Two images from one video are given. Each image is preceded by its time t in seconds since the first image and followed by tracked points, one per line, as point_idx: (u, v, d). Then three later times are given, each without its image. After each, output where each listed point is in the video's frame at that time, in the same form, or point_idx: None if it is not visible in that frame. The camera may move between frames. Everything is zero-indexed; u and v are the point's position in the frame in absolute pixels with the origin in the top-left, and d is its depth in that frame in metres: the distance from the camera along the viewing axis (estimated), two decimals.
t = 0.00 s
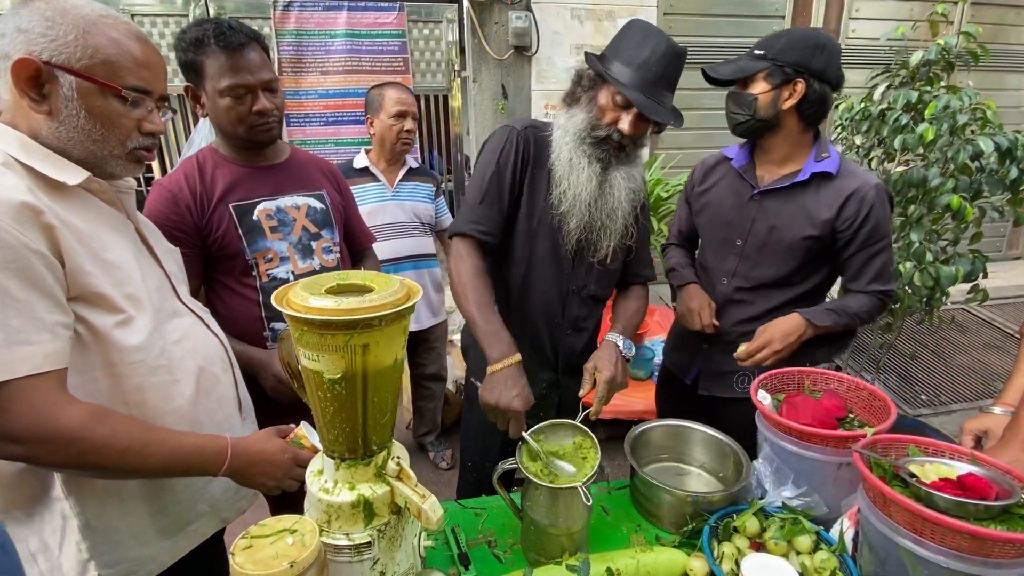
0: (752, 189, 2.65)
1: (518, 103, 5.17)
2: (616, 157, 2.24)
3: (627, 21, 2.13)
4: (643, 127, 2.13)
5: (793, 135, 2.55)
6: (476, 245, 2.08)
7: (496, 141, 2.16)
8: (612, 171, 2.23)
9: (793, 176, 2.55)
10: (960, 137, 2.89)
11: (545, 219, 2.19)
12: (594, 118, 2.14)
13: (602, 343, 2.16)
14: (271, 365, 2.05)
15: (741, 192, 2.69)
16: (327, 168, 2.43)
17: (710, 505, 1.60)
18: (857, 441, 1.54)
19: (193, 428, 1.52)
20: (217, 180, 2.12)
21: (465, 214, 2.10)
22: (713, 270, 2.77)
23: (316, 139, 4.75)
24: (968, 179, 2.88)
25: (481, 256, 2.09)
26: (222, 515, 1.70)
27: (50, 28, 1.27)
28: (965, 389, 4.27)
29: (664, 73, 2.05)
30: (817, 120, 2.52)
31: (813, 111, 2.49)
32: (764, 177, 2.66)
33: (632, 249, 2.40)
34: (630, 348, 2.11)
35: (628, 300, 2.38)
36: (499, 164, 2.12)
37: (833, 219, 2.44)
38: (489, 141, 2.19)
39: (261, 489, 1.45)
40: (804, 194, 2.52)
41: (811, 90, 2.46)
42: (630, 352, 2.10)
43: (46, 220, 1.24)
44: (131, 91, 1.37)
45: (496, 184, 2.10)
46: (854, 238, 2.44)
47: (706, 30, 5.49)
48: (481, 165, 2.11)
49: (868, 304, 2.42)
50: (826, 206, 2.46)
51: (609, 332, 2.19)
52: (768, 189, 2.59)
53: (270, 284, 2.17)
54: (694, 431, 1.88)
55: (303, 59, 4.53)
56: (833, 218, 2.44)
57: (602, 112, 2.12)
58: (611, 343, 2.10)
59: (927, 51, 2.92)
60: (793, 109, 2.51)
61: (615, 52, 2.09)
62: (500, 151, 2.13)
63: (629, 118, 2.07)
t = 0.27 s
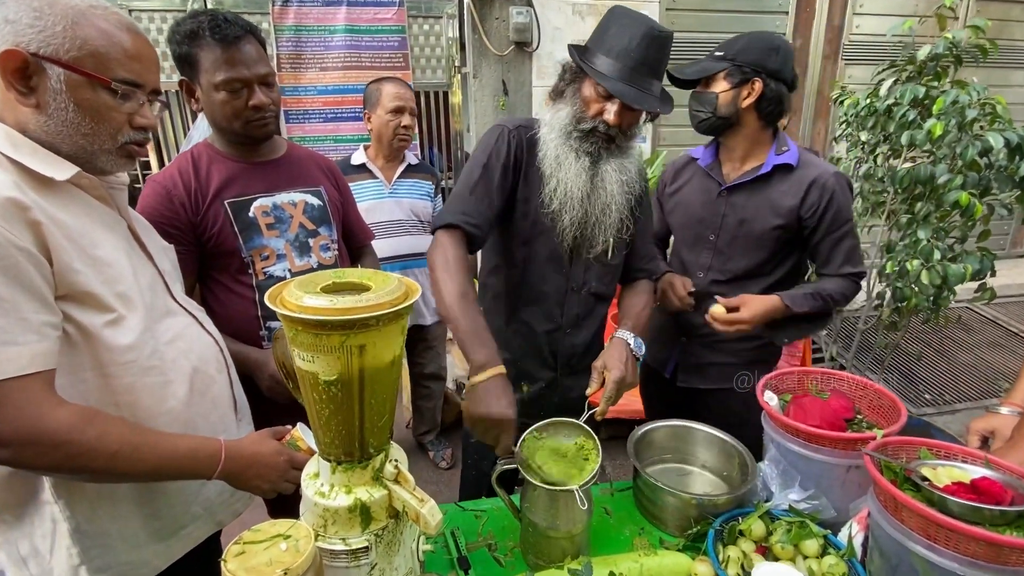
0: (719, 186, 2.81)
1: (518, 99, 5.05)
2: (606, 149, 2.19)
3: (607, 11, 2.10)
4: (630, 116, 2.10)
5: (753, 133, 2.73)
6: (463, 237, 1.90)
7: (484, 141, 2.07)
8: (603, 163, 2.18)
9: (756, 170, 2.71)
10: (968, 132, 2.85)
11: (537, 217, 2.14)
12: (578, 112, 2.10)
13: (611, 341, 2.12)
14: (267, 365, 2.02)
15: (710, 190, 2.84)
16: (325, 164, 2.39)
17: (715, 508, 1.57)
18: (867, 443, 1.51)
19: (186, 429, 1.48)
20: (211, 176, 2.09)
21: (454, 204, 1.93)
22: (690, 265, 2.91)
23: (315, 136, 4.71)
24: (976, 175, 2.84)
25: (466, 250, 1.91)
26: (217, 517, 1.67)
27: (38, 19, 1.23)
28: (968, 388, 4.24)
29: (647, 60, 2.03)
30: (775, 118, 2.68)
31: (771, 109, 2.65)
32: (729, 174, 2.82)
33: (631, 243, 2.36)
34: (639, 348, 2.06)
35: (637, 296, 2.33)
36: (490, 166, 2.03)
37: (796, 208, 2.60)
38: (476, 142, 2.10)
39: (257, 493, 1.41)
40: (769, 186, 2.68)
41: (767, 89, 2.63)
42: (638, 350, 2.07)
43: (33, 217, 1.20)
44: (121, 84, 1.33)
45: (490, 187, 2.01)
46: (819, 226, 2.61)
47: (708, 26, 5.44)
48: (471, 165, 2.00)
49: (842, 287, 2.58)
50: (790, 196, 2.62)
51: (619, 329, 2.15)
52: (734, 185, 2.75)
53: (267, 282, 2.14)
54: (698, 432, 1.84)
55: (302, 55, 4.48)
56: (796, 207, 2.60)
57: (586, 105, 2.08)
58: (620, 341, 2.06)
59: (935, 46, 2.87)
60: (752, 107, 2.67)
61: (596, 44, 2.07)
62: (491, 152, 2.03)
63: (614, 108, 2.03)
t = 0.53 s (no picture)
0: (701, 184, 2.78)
1: (519, 95, 4.94)
2: (618, 151, 2.14)
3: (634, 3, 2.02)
4: (648, 119, 2.03)
5: (734, 132, 2.68)
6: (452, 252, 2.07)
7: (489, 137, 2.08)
8: (613, 166, 2.13)
9: (738, 168, 2.68)
10: (980, 129, 2.80)
11: (542, 218, 2.09)
12: (595, 109, 2.03)
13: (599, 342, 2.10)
14: (261, 367, 1.98)
15: (692, 188, 2.81)
16: (322, 161, 2.35)
17: (721, 516, 1.52)
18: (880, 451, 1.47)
19: (176, 434, 1.44)
20: (205, 173, 2.05)
21: (445, 222, 2.10)
22: (673, 262, 2.88)
23: (314, 133, 4.67)
24: (988, 173, 2.79)
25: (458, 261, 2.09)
26: (209, 524, 1.63)
27: (20, 10, 1.19)
28: (975, 388, 4.18)
29: (672, 61, 1.96)
30: (757, 116, 2.65)
31: (752, 108, 2.62)
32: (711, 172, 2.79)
33: (636, 250, 2.31)
34: (629, 349, 2.04)
35: (626, 296, 2.30)
36: (491, 163, 2.05)
37: (779, 206, 2.60)
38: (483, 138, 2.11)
39: (249, 499, 1.35)
40: (752, 183, 2.66)
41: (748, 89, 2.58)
42: (628, 352, 2.04)
43: (14, 217, 1.15)
44: (106, 77, 1.29)
45: (487, 186, 2.04)
46: (796, 225, 2.62)
47: (712, 21, 5.37)
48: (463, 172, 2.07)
49: (807, 284, 2.63)
50: (774, 194, 2.60)
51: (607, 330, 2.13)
52: (717, 183, 2.72)
53: (262, 282, 2.09)
54: (703, 436, 1.80)
55: (301, 51, 4.43)
56: (779, 206, 2.60)
57: (605, 103, 2.01)
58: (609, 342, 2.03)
59: (947, 40, 2.81)
60: (733, 106, 2.63)
61: (620, 37, 2.00)
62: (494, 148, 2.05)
63: (635, 110, 1.96)
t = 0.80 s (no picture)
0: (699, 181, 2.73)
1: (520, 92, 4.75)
2: (639, 158, 2.01)
3: (674, 7, 1.95)
4: (674, 129, 1.91)
5: (732, 129, 2.63)
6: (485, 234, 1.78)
7: (510, 127, 1.91)
8: (634, 173, 2.01)
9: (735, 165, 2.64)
10: (991, 126, 2.76)
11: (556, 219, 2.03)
12: (622, 112, 1.90)
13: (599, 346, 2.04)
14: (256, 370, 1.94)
15: (690, 185, 2.75)
16: (319, 158, 2.30)
17: (728, 524, 1.48)
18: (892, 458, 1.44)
19: (166, 440, 1.40)
20: (199, 171, 2.00)
21: (474, 193, 1.79)
22: (669, 261, 2.81)
23: (314, 131, 4.63)
24: (1000, 171, 2.74)
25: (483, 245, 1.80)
26: (202, 531, 1.60)
27: None
28: (982, 388, 4.13)
29: (708, 70, 1.86)
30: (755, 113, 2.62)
31: (751, 104, 2.58)
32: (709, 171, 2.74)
33: (646, 255, 2.24)
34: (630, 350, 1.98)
35: (631, 303, 2.22)
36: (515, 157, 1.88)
37: (778, 203, 2.57)
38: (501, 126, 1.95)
39: (243, 507, 1.31)
40: (750, 179, 2.62)
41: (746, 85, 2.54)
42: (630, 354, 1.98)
43: None
44: (90, 72, 1.24)
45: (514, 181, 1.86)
46: (795, 220, 2.60)
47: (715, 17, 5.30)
48: (496, 150, 1.86)
49: (807, 280, 2.63)
50: (773, 191, 2.57)
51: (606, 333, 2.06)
52: (714, 180, 2.68)
53: (257, 282, 2.05)
54: (708, 441, 1.76)
55: (300, 48, 4.39)
56: (778, 202, 2.57)
57: (633, 107, 1.89)
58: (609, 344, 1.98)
59: (958, 35, 2.75)
60: (732, 102, 2.58)
61: (655, 37, 1.90)
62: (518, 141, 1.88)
63: (663, 118, 1.84)
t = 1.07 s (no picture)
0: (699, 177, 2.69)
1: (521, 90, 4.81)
2: (642, 157, 2.04)
3: (679, 9, 1.95)
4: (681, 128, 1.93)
5: (730, 123, 2.60)
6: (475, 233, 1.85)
7: (508, 127, 1.94)
8: (637, 171, 2.04)
9: (734, 159, 2.61)
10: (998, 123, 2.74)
11: (564, 218, 2.00)
12: (628, 111, 1.92)
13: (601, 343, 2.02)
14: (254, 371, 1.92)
15: (690, 182, 2.72)
16: (319, 158, 2.29)
17: (730, 528, 1.46)
18: (897, 461, 1.43)
19: (162, 442, 1.39)
20: (198, 171, 1.99)
21: (458, 200, 1.87)
22: (674, 261, 2.80)
23: (314, 130, 4.61)
24: (1007, 169, 2.71)
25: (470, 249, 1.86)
26: (200, 533, 1.58)
27: None
28: (987, 388, 4.10)
29: (716, 72, 1.86)
30: (753, 107, 2.58)
31: (747, 99, 2.56)
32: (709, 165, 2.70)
33: (650, 253, 2.24)
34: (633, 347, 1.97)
35: (633, 300, 2.21)
36: (515, 155, 1.90)
37: (782, 197, 2.55)
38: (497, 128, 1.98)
39: (240, 510, 1.28)
40: (751, 175, 2.60)
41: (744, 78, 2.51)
42: (633, 350, 1.98)
43: None
44: (81, 70, 1.23)
45: (511, 177, 1.89)
46: (799, 214, 2.59)
47: (718, 14, 5.27)
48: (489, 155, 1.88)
49: (816, 272, 2.63)
50: (775, 186, 2.55)
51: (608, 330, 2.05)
52: (716, 176, 2.64)
53: (256, 282, 2.04)
54: (712, 443, 1.74)
55: (300, 47, 4.37)
56: (782, 197, 2.55)
57: (640, 106, 1.90)
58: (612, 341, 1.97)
59: (964, 32, 2.72)
60: (730, 95, 2.55)
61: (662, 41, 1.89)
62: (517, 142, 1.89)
63: (670, 116, 1.86)
